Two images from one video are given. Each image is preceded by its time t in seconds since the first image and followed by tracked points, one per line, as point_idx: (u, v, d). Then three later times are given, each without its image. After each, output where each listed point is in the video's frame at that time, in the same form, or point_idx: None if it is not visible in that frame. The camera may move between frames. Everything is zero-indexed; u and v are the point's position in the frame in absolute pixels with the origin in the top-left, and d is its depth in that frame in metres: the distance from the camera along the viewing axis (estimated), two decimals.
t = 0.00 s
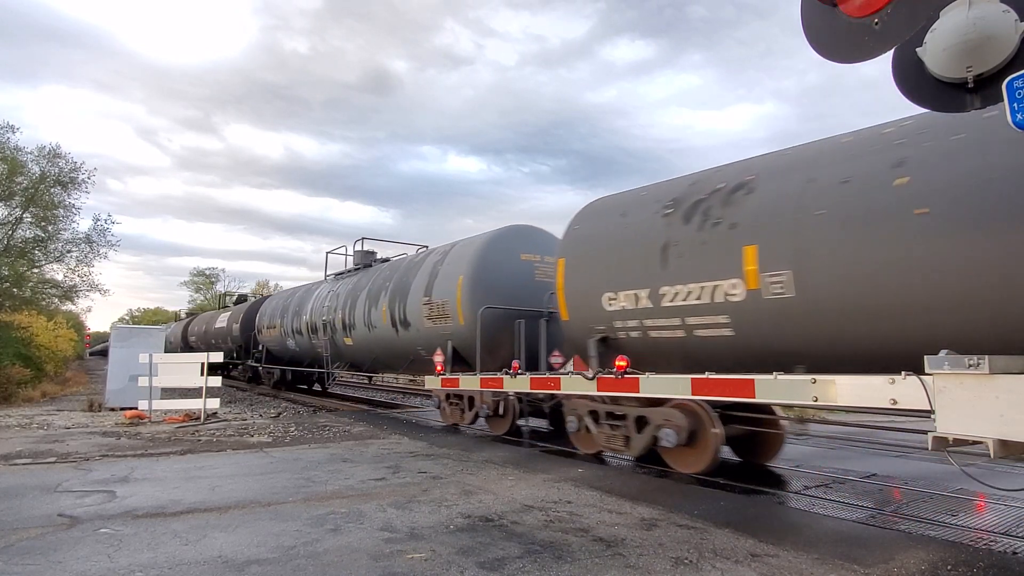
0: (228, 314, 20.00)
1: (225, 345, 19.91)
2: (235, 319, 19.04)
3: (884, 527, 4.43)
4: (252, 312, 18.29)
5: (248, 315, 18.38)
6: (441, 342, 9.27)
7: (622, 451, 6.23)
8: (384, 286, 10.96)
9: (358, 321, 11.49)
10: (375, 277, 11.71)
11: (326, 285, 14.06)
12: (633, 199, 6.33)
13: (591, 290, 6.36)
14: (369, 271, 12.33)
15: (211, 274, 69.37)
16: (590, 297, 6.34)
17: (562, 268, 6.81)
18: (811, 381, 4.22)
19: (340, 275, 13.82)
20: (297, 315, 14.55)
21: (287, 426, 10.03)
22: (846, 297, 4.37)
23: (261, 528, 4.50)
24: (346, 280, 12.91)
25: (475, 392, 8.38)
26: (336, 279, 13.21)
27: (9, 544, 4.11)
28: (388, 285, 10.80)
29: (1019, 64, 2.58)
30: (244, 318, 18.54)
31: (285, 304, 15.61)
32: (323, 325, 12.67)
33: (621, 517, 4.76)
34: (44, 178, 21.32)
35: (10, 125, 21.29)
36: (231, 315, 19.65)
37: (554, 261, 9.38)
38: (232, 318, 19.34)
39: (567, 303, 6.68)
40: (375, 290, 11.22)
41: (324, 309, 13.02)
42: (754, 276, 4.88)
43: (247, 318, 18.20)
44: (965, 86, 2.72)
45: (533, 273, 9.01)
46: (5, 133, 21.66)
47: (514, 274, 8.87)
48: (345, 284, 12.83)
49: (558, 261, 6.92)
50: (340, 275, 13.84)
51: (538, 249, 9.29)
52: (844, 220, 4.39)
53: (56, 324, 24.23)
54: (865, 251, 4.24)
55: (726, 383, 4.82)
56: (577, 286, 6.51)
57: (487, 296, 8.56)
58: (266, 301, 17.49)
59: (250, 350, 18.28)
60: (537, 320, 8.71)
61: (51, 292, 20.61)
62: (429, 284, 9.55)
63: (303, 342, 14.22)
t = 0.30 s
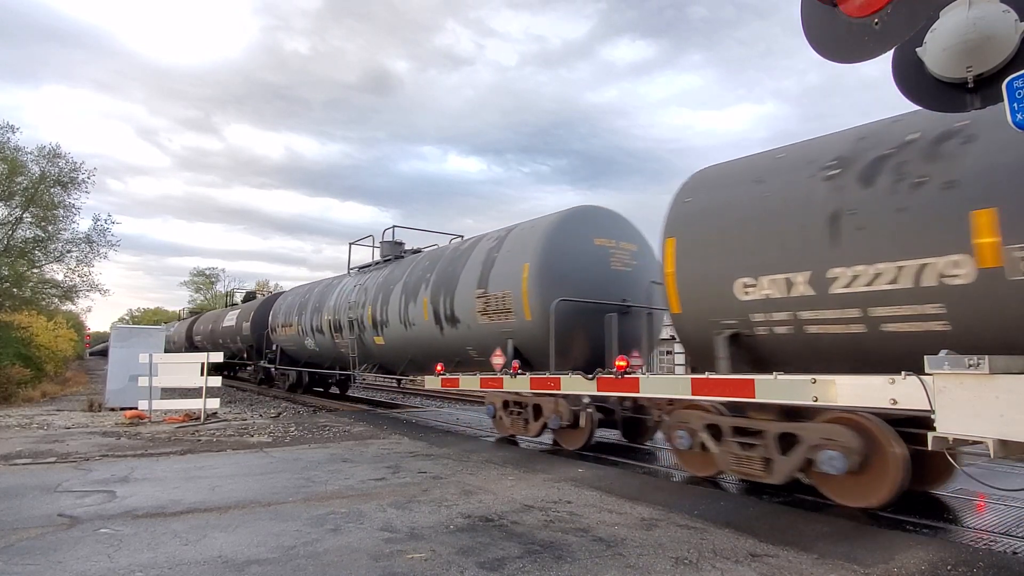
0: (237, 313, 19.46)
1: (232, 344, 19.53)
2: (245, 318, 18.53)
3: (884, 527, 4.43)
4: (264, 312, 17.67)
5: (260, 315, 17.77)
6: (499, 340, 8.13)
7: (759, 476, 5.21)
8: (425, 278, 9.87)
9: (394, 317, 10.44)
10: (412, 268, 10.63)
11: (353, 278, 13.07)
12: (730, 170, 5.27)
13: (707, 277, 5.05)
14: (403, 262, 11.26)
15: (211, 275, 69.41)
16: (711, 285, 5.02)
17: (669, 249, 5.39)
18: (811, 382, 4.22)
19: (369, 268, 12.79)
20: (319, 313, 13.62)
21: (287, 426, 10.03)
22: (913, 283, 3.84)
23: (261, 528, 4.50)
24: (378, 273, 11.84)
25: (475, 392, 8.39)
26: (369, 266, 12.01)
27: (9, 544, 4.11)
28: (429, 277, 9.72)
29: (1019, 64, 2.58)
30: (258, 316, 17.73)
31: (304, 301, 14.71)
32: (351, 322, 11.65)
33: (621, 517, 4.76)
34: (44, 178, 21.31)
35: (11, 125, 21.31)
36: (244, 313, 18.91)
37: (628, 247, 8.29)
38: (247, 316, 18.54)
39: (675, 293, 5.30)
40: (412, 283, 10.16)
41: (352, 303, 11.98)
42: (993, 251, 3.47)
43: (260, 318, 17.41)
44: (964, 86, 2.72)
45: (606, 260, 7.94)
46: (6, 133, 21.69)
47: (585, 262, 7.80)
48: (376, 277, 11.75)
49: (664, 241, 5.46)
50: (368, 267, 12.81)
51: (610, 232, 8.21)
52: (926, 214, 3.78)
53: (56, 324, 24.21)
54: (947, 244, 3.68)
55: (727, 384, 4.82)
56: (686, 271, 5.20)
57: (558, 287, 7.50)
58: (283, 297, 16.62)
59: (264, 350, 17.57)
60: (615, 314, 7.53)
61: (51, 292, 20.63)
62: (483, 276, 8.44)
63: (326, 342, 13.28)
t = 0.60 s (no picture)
0: (248, 311, 18.53)
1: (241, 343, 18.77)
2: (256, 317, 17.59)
3: (884, 527, 4.43)
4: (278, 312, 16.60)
5: (274, 314, 16.71)
6: (577, 339, 6.76)
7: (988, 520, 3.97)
8: (477, 267, 8.44)
9: (437, 313, 9.00)
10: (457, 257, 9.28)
11: (383, 270, 11.70)
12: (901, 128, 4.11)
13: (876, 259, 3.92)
14: (445, 251, 9.84)
15: (211, 275, 69.43)
16: (892, 266, 3.86)
17: (840, 219, 4.12)
18: (811, 381, 4.22)
19: (404, 258, 11.41)
20: (342, 310, 12.27)
21: (287, 425, 10.03)
22: (949, 275, 3.64)
23: (261, 528, 4.50)
24: (415, 264, 10.44)
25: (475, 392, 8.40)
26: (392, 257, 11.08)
27: (9, 544, 4.11)
28: (483, 266, 8.32)
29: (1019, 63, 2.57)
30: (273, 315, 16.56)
31: (324, 298, 13.43)
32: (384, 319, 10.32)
33: (621, 517, 4.76)
34: (44, 178, 21.31)
35: (11, 125, 21.34)
36: (256, 311, 17.81)
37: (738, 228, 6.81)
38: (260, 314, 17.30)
39: (853, 274, 4.02)
40: (460, 274, 8.74)
41: (384, 297, 10.64)
42: None
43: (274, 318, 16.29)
44: (965, 86, 2.72)
45: (713, 240, 6.48)
46: (6, 133, 21.71)
47: (690, 243, 6.35)
48: (413, 267, 10.33)
49: (830, 210, 4.19)
50: (402, 257, 11.44)
51: (712, 209, 6.72)
52: None
53: (56, 324, 24.21)
54: None
55: (727, 383, 4.82)
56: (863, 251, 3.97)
57: (660, 272, 6.05)
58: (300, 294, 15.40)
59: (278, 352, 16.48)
60: (720, 308, 6.30)
61: (51, 292, 20.66)
62: (555, 264, 7.04)
63: (352, 341, 11.96)
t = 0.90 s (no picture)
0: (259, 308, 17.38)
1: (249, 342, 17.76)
2: (267, 315, 16.39)
3: (884, 526, 4.43)
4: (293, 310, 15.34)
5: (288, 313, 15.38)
6: (696, 337, 5.41)
7: None
8: (547, 252, 7.06)
9: (495, 307, 7.68)
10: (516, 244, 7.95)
11: (421, 260, 10.36)
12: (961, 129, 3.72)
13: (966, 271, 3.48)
14: (501, 237, 8.49)
15: (212, 275, 69.48)
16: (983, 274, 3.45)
17: None
18: (811, 381, 4.22)
19: (446, 245, 10.04)
20: (372, 307, 10.99)
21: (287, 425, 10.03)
22: None
23: (261, 528, 4.50)
24: (463, 252, 9.09)
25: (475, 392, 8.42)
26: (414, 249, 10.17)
27: (9, 544, 4.11)
28: (556, 250, 6.94)
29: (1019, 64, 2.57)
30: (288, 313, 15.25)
31: (350, 293, 12.13)
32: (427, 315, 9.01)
33: (621, 517, 4.76)
34: (44, 178, 21.31)
35: (11, 125, 21.36)
36: (269, 308, 16.53)
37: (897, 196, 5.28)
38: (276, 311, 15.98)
39: None
40: (524, 260, 7.39)
41: (427, 289, 9.35)
42: None
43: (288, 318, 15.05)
44: (964, 86, 2.72)
45: (872, 211, 4.98)
46: (6, 133, 21.74)
47: (844, 214, 4.88)
48: (463, 256, 8.98)
49: None
50: (442, 244, 10.11)
51: (865, 174, 5.19)
52: None
53: (56, 324, 24.21)
54: None
55: (727, 383, 4.82)
56: None
57: (813, 253, 4.67)
58: (321, 288, 14.12)
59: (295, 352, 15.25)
60: (885, 299, 4.74)
61: (51, 292, 20.70)
62: (659, 245, 5.65)
63: (383, 339, 10.69)
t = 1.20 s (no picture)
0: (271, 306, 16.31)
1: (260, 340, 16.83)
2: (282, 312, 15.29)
3: (884, 527, 4.43)
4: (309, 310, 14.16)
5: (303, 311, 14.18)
6: (875, 330, 4.15)
7: None
8: (647, 231, 5.74)
9: (574, 300, 6.40)
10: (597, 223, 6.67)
11: (468, 247, 9.03)
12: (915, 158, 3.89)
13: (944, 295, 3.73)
14: (574, 217, 7.18)
15: (211, 275, 69.47)
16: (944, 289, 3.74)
17: None
18: (811, 381, 4.22)
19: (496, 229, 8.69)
20: (408, 301, 9.73)
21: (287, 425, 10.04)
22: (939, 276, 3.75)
23: (261, 528, 4.50)
24: (525, 236, 7.77)
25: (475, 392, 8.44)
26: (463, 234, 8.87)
27: (9, 544, 4.11)
28: (659, 227, 5.63)
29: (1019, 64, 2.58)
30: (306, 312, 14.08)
31: (380, 287, 10.89)
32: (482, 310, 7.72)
33: (621, 517, 4.76)
34: (44, 178, 21.31)
35: (11, 125, 21.39)
36: (285, 302, 15.35)
37: None
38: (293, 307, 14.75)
39: None
40: (613, 241, 6.11)
41: (480, 279, 8.03)
42: None
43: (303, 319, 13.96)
44: (965, 86, 2.72)
45: None
46: (6, 133, 21.75)
47: None
48: (526, 239, 7.67)
49: None
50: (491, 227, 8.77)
51: None
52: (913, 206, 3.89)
53: (56, 324, 24.23)
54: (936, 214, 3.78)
55: (727, 383, 4.82)
56: None
57: None
58: (344, 282, 12.91)
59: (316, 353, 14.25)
60: None
61: (51, 292, 20.73)
62: (823, 214, 4.35)
63: (421, 338, 9.45)
